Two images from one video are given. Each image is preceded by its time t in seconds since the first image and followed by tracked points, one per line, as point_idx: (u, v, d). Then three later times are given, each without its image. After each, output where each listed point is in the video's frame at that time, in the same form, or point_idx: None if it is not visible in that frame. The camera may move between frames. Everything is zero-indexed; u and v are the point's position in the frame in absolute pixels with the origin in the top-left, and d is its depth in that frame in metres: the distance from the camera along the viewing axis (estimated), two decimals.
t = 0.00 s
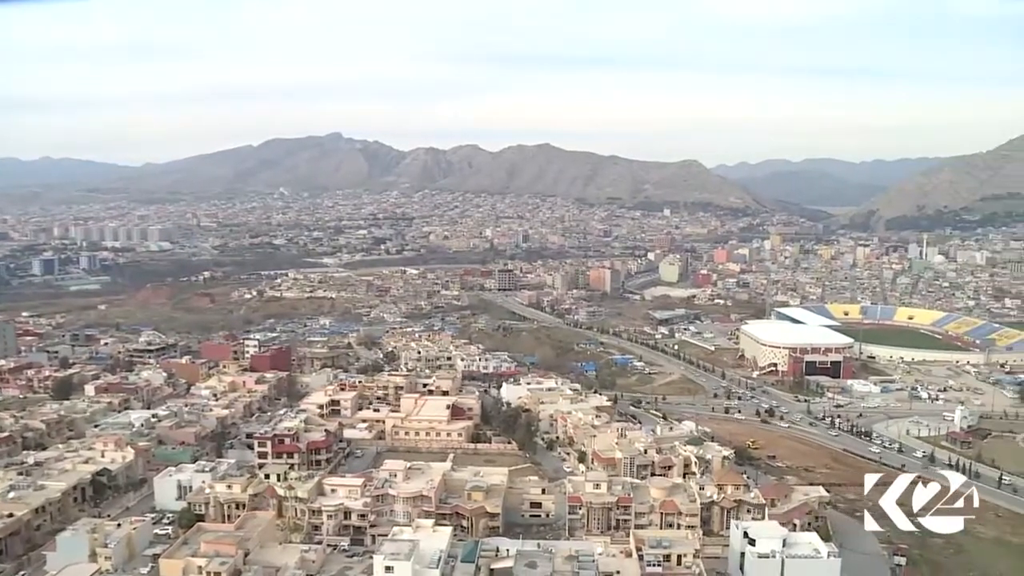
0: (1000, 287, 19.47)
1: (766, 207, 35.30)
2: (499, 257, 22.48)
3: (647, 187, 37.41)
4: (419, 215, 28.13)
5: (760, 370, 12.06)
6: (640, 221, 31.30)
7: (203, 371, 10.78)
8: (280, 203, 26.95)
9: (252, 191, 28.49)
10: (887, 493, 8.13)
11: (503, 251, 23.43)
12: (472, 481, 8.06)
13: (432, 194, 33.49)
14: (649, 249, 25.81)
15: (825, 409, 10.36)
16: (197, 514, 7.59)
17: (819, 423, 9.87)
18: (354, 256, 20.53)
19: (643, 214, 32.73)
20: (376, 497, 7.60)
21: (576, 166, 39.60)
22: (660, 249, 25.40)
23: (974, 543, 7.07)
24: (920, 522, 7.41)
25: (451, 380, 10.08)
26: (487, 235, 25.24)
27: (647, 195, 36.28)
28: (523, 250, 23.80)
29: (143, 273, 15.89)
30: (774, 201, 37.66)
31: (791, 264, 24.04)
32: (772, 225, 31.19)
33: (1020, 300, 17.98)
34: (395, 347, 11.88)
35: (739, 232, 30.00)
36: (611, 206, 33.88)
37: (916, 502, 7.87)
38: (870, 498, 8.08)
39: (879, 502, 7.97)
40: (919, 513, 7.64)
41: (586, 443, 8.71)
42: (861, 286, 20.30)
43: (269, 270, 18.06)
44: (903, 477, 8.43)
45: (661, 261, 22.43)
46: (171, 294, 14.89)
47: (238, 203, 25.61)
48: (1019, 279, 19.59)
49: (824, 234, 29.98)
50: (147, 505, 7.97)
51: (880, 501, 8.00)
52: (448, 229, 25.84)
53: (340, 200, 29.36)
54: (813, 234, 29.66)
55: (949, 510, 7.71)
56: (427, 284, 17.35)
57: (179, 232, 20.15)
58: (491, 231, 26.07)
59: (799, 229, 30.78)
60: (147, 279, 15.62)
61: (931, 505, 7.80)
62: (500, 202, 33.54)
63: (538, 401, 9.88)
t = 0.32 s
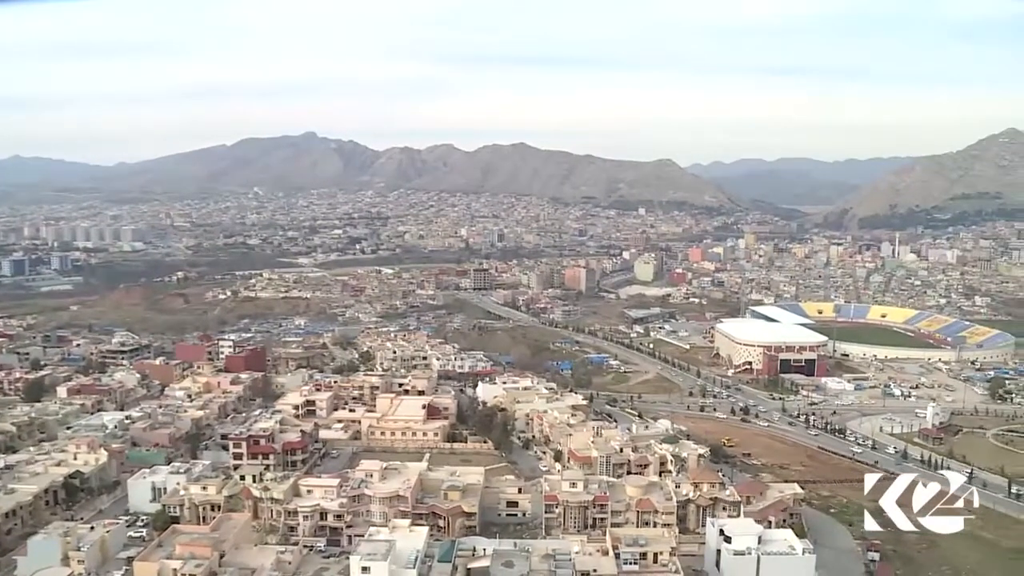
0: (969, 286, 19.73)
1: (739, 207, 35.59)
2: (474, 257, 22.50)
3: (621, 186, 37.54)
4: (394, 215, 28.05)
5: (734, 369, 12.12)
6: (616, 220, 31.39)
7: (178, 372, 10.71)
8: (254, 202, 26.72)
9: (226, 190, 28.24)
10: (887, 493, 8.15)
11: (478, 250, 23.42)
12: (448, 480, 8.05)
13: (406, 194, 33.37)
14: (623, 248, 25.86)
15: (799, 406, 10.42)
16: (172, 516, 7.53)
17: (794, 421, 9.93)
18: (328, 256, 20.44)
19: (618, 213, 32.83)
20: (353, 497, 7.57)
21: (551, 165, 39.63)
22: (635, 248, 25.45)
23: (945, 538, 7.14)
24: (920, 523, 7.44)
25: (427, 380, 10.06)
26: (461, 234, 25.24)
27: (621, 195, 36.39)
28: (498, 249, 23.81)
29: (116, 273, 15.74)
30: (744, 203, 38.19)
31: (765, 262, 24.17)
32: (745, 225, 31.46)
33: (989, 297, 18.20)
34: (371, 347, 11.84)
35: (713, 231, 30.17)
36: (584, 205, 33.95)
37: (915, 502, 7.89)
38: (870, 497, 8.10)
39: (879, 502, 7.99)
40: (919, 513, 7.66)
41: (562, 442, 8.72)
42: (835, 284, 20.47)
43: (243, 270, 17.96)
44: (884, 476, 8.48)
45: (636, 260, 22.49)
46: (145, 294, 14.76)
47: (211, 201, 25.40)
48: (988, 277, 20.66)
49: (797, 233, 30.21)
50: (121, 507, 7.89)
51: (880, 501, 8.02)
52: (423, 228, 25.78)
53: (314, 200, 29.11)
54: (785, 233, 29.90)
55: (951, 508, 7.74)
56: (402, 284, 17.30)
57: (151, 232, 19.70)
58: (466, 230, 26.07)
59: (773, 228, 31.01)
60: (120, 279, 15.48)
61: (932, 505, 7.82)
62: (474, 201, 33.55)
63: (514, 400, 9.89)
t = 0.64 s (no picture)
0: (940, 284, 19.95)
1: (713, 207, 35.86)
2: (450, 256, 22.49)
3: (596, 186, 37.64)
4: (369, 215, 27.93)
5: (710, 367, 12.17)
6: (592, 219, 31.46)
7: (152, 374, 10.62)
8: (227, 202, 26.37)
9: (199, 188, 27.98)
10: (887, 493, 8.12)
11: (454, 250, 23.40)
12: (425, 481, 8.03)
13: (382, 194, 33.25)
14: (598, 247, 25.91)
15: (774, 404, 10.48)
16: (146, 519, 7.47)
17: (769, 419, 9.99)
18: (303, 256, 20.34)
19: (593, 212, 32.89)
20: (330, 498, 7.54)
21: (526, 164, 39.63)
22: (610, 248, 25.51)
23: (918, 533, 7.20)
24: (920, 524, 7.41)
25: (403, 380, 10.03)
26: (436, 233, 25.22)
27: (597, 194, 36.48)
28: (474, 249, 23.80)
29: (89, 272, 15.58)
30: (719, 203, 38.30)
31: (739, 261, 24.30)
32: (719, 224, 31.69)
33: (960, 295, 18.42)
34: (346, 347, 11.80)
35: (688, 230, 30.33)
36: (559, 204, 34.00)
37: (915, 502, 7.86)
38: (870, 498, 8.06)
39: (879, 502, 7.96)
40: (919, 513, 7.63)
41: (538, 441, 8.72)
42: (809, 283, 20.63)
43: (218, 270, 17.84)
44: (860, 474, 8.54)
45: (611, 259, 22.56)
46: (118, 294, 14.61)
47: (185, 200, 25.18)
48: (959, 275, 20.97)
49: (773, 232, 30.39)
50: (94, 510, 7.81)
51: (880, 501, 7.99)
52: (398, 228, 25.73)
53: (289, 200, 28.87)
54: (761, 232, 30.09)
55: (953, 507, 7.70)
56: (377, 283, 17.24)
57: (125, 231, 19.38)
58: (441, 230, 26.04)
59: (747, 227, 31.25)
60: (93, 279, 15.32)
61: (933, 506, 7.78)
62: (448, 200, 33.50)
63: (490, 400, 9.88)
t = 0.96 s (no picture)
0: (911, 281, 20.16)
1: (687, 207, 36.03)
2: (424, 255, 22.46)
3: (571, 185, 37.72)
4: (342, 214, 27.79)
5: (684, 365, 12.21)
6: (565, 218, 31.50)
7: (124, 374, 10.54)
8: (199, 200, 26.11)
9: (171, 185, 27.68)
10: (887, 494, 8.08)
11: (428, 249, 23.37)
12: (400, 480, 8.00)
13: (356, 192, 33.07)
14: (573, 246, 25.95)
15: (748, 402, 10.54)
16: (119, 521, 7.39)
17: (744, 416, 10.04)
18: (277, 256, 20.23)
19: (567, 211, 32.92)
20: (304, 499, 7.51)
21: (501, 164, 39.52)
22: (585, 246, 25.56)
23: (890, 528, 7.28)
24: (920, 523, 7.37)
25: (378, 379, 9.99)
26: (410, 232, 25.16)
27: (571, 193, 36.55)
28: (447, 249, 23.79)
29: (59, 272, 15.40)
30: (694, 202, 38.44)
31: (713, 259, 24.43)
32: (692, 223, 31.85)
33: (931, 293, 18.61)
34: (321, 347, 11.75)
35: (661, 229, 30.45)
36: (534, 203, 34.00)
37: (915, 501, 7.82)
38: (870, 498, 8.02)
39: (879, 502, 7.91)
40: (920, 513, 7.59)
41: (513, 439, 8.72)
42: (782, 281, 20.77)
43: (191, 270, 17.71)
44: (834, 470, 8.61)
45: (585, 258, 22.61)
46: (88, 294, 14.44)
47: (156, 198, 24.92)
48: (930, 273, 21.21)
49: (745, 231, 30.54)
50: (65, 513, 7.72)
51: (880, 501, 7.94)
52: (373, 227, 25.65)
53: (263, 199, 28.60)
54: (734, 230, 30.31)
55: (953, 506, 7.66)
56: (351, 282, 17.18)
57: (95, 231, 19.07)
58: (416, 229, 25.98)
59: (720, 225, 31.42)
60: (64, 279, 15.14)
61: (934, 506, 7.72)
62: (423, 199, 33.37)
63: (465, 399, 9.86)
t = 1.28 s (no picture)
0: (882, 279, 20.38)
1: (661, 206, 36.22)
2: (398, 255, 22.43)
3: (544, 184, 37.79)
4: (316, 213, 27.63)
5: (658, 363, 12.26)
6: (540, 217, 31.50)
7: (95, 376, 10.44)
8: (171, 199, 25.83)
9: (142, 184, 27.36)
10: (888, 493, 8.03)
11: (402, 248, 23.34)
12: (375, 480, 7.98)
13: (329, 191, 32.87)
14: (547, 245, 26.02)
15: (722, 399, 10.60)
16: (90, 524, 7.32)
17: (718, 413, 10.10)
18: (250, 255, 20.11)
19: (542, 210, 32.91)
20: (279, 499, 7.48)
21: (474, 164, 39.37)
22: (559, 245, 25.60)
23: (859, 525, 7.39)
24: (920, 523, 7.32)
25: (352, 379, 9.96)
26: (384, 232, 25.10)
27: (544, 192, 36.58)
28: (421, 248, 23.79)
29: (28, 271, 15.18)
30: (669, 201, 38.58)
31: (687, 258, 24.56)
32: (666, 222, 32.01)
33: (902, 290, 18.82)
34: (295, 347, 11.71)
35: (635, 228, 30.60)
36: (508, 203, 33.93)
37: (915, 501, 7.78)
38: (870, 498, 7.99)
39: (879, 502, 7.87)
40: (920, 513, 7.54)
41: (488, 438, 8.72)
42: (754, 279, 20.91)
43: (162, 270, 17.54)
44: (806, 466, 8.68)
45: (559, 257, 22.65)
46: (59, 294, 14.24)
47: (128, 195, 24.64)
48: (900, 271, 21.46)
49: (716, 230, 30.65)
50: (35, 517, 7.62)
51: (880, 501, 7.89)
52: (346, 227, 25.56)
53: (236, 198, 28.34)
54: (707, 229, 30.51)
55: (953, 506, 7.63)
56: (325, 282, 17.11)
57: (65, 229, 18.86)
58: (389, 228, 25.91)
59: (695, 224, 31.65)
60: (33, 279, 14.93)
61: (933, 505, 7.68)
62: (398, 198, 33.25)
63: (439, 398, 9.85)
